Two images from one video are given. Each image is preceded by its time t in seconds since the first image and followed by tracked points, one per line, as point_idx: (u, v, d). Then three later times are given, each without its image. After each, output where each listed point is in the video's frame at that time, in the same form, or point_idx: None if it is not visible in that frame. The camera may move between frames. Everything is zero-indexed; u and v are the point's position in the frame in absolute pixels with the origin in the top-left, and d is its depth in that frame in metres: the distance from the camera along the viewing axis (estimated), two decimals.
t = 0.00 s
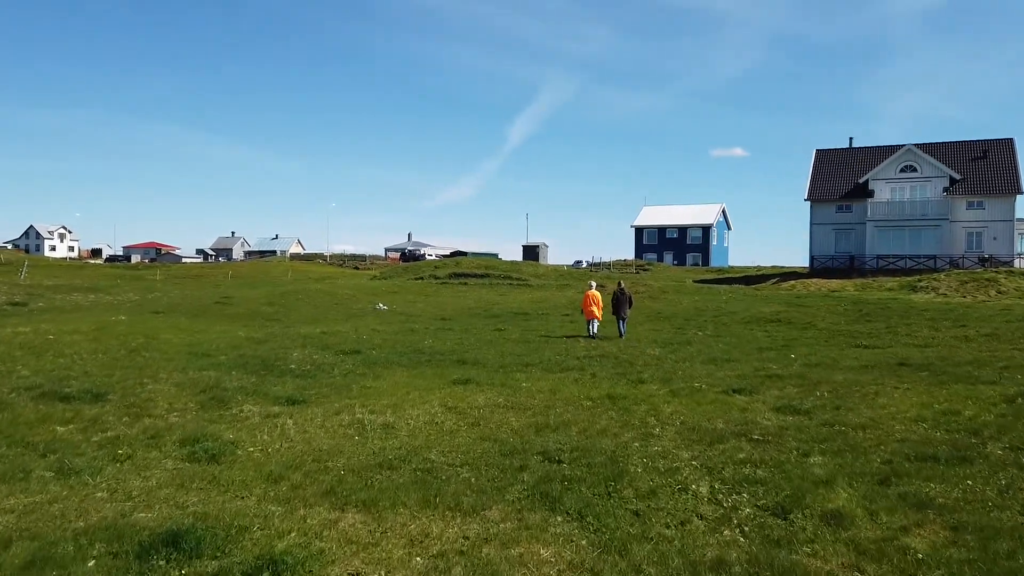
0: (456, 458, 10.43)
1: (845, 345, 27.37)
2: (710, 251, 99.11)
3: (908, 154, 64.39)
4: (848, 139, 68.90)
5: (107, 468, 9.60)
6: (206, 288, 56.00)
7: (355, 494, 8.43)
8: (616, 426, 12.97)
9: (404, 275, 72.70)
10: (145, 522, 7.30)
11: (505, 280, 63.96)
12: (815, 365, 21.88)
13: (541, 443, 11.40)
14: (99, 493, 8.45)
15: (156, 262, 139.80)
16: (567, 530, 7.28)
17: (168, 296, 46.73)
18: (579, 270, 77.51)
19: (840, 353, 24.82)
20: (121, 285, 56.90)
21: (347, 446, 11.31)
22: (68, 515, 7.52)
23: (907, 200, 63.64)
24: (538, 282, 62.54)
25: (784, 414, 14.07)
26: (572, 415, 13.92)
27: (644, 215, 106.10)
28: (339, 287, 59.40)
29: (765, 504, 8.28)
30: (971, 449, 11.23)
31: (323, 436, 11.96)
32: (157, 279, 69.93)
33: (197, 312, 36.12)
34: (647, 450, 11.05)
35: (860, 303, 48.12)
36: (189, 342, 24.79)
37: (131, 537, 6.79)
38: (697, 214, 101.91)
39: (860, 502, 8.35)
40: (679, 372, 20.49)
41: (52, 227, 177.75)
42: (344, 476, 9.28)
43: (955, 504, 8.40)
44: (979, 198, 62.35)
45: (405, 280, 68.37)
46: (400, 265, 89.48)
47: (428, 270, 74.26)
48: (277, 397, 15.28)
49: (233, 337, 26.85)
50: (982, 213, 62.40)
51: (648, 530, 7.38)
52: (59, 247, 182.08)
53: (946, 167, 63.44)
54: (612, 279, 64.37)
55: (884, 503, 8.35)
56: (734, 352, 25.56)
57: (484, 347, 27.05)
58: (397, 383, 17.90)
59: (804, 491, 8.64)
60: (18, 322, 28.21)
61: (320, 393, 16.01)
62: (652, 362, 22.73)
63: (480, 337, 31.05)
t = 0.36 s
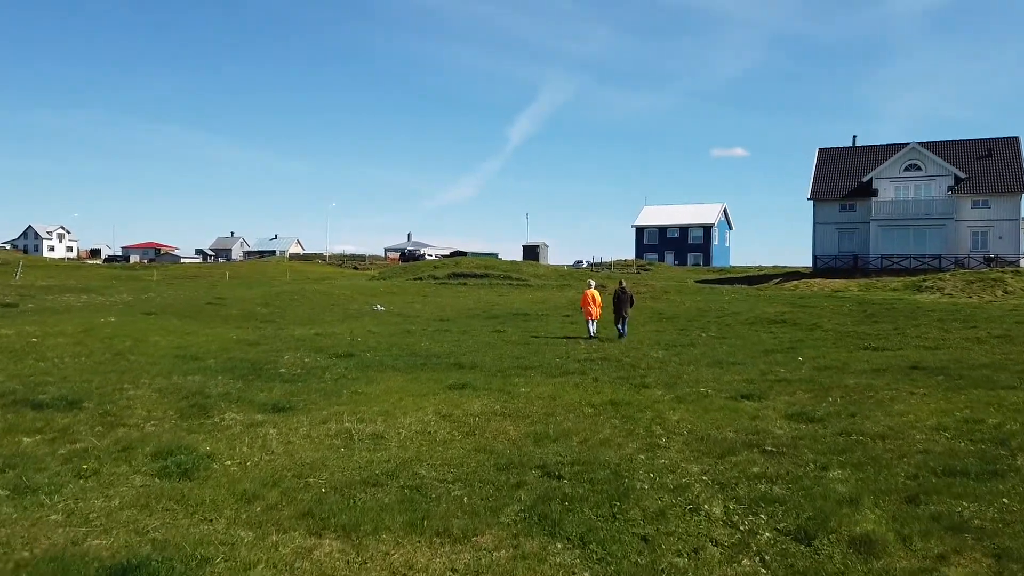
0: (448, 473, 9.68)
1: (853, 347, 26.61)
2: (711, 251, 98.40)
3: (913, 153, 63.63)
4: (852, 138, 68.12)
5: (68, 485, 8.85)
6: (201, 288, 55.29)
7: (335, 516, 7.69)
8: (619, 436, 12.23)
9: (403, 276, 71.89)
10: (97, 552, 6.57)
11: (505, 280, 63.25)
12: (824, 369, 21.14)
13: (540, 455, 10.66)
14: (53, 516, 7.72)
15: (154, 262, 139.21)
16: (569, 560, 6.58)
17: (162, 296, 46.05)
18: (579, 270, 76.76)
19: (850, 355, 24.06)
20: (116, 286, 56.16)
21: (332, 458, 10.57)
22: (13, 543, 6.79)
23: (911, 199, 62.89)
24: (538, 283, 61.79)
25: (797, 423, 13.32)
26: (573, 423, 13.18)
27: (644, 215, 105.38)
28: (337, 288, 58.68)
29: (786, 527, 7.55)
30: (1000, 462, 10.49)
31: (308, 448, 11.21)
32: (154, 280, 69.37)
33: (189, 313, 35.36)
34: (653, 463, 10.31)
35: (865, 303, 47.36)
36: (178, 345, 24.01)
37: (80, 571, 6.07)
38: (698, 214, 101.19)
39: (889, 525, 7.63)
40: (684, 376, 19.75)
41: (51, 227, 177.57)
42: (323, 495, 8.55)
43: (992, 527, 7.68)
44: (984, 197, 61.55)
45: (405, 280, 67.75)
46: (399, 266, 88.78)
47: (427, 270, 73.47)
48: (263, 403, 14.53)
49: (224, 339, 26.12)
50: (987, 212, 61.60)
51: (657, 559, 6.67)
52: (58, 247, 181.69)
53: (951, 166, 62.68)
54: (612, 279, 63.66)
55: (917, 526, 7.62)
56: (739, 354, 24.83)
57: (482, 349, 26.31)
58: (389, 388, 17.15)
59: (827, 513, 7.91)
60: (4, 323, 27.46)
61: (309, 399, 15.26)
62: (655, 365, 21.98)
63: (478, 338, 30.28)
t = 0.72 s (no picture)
0: (451, 489, 8.95)
1: (873, 349, 25.70)
2: (722, 251, 97.35)
3: (929, 151, 62.49)
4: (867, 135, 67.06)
5: (38, 503, 8.15)
6: (207, 289, 54.81)
7: (325, 541, 6.96)
8: (635, 447, 11.45)
9: (411, 276, 71.20)
10: None
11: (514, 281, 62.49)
12: (846, 373, 20.29)
13: (551, 469, 9.89)
14: (15, 540, 7.01)
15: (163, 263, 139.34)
16: None
17: (167, 297, 45.54)
18: (589, 270, 75.89)
19: (872, 358, 23.18)
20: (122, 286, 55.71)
21: (328, 472, 9.87)
22: None
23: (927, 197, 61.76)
24: (547, 283, 60.97)
25: (824, 433, 12.49)
26: (585, 432, 12.41)
27: (655, 214, 104.42)
28: (344, 288, 58.07)
29: (825, 557, 6.77)
30: None
31: (303, 460, 10.48)
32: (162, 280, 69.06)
33: (192, 313, 34.78)
34: (674, 479, 9.52)
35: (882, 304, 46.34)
36: (177, 347, 23.38)
37: None
38: (709, 214, 100.17)
39: (942, 553, 6.83)
40: (700, 380, 18.93)
41: (61, 228, 178.17)
42: (314, 515, 7.82)
43: None
44: (1002, 196, 60.31)
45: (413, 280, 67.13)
46: (407, 266, 88.20)
47: (435, 271, 72.82)
48: (258, 410, 13.81)
49: (225, 341, 25.46)
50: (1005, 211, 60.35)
51: None
52: (68, 248, 182.28)
53: (969, 163, 61.50)
54: (623, 280, 62.79)
55: (971, 554, 6.84)
56: (756, 357, 23.97)
57: (490, 351, 25.58)
58: (393, 393, 16.42)
59: (871, 540, 7.11)
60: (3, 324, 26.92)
61: (307, 405, 14.54)
62: (670, 368, 21.13)
63: (486, 340, 29.57)
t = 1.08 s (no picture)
0: (454, 502, 8.18)
1: (900, 351, 24.70)
2: (737, 251, 96.11)
3: (951, 148, 61.16)
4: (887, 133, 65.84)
5: (4, 516, 7.44)
6: (217, 288, 54.38)
7: (312, 564, 6.21)
8: (655, 455, 10.65)
9: (422, 275, 70.64)
10: None
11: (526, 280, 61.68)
12: (874, 375, 19.35)
13: (564, 479, 9.10)
14: None
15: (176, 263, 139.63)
16: None
17: (175, 296, 45.07)
18: (602, 271, 74.94)
19: (899, 360, 22.23)
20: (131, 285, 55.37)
21: (323, 481, 9.13)
22: None
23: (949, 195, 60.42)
24: (560, 283, 60.10)
25: (859, 441, 11.62)
26: (601, 439, 11.61)
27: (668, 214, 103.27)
28: (354, 288, 57.48)
29: None
30: None
31: (298, 468, 9.73)
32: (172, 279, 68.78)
33: (199, 313, 34.25)
34: (700, 493, 8.69)
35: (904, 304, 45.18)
36: (179, 346, 22.75)
37: None
38: (724, 213, 98.94)
39: None
40: (720, 382, 18.07)
41: (76, 228, 179.12)
42: (303, 532, 7.06)
43: None
44: None
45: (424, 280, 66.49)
46: (418, 266, 87.61)
47: (446, 270, 72.17)
48: (255, 413, 13.11)
49: (229, 341, 24.82)
50: None
51: None
52: (83, 248, 183.27)
53: (991, 161, 60.09)
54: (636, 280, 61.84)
55: None
56: (777, 358, 23.05)
57: (501, 351, 24.78)
58: (398, 395, 15.68)
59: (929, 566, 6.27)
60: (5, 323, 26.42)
61: (307, 408, 13.81)
62: (688, 370, 20.29)
63: (497, 340, 28.82)
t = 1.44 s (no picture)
0: (449, 520, 7.45)
1: (917, 352, 23.87)
2: (744, 251, 95.22)
3: (962, 145, 60.21)
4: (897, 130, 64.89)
5: None
6: (218, 288, 53.81)
7: None
8: (667, 467, 9.89)
9: (426, 275, 69.95)
10: None
11: (531, 280, 60.95)
12: (893, 378, 18.56)
13: (569, 494, 8.33)
14: None
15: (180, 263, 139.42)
16: None
17: (175, 296, 44.50)
18: (607, 270, 74.12)
19: (917, 362, 21.39)
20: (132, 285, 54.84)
21: (309, 496, 8.40)
22: None
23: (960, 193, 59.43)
24: (565, 283, 59.32)
25: (885, 451, 10.86)
26: (609, 447, 10.86)
27: (675, 213, 102.42)
28: (357, 288, 56.85)
29: None
30: None
31: (282, 481, 8.99)
32: (174, 280, 68.30)
33: (197, 313, 33.63)
34: (718, 509, 7.94)
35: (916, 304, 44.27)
36: (174, 348, 22.09)
37: None
38: (731, 212, 98.06)
39: None
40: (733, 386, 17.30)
41: (81, 228, 179.55)
42: (277, 558, 6.32)
43: None
44: None
45: (429, 280, 65.86)
46: (422, 266, 86.98)
47: (450, 270, 71.49)
48: (243, 419, 12.39)
49: (225, 342, 24.15)
50: None
51: None
52: (88, 248, 183.40)
53: (1004, 158, 59.11)
54: (643, 280, 61.04)
55: None
56: (790, 360, 22.25)
57: (505, 353, 24.07)
58: (395, 398, 14.96)
59: None
60: None
61: (299, 413, 13.11)
62: (698, 372, 19.53)
63: (501, 341, 28.07)
